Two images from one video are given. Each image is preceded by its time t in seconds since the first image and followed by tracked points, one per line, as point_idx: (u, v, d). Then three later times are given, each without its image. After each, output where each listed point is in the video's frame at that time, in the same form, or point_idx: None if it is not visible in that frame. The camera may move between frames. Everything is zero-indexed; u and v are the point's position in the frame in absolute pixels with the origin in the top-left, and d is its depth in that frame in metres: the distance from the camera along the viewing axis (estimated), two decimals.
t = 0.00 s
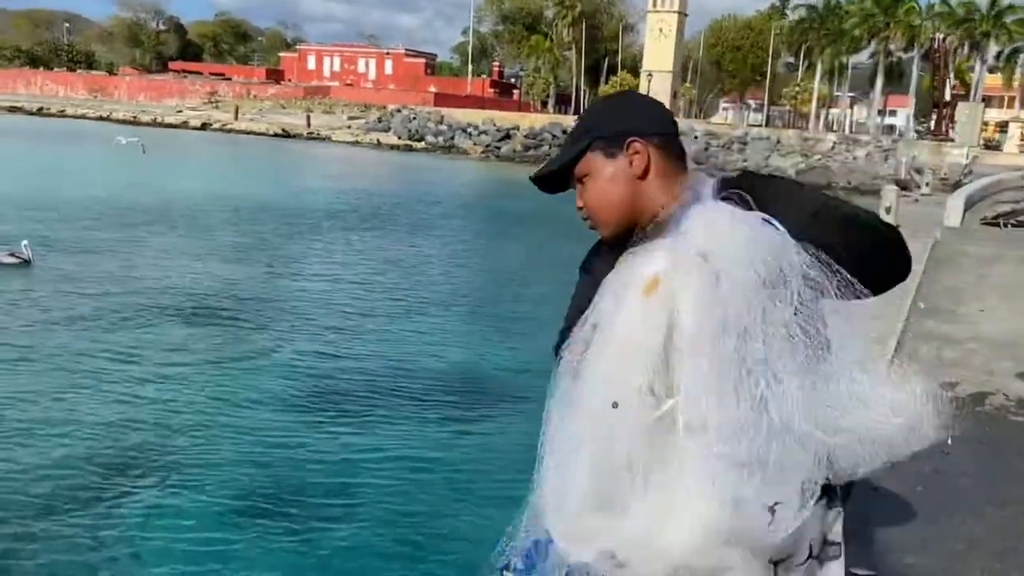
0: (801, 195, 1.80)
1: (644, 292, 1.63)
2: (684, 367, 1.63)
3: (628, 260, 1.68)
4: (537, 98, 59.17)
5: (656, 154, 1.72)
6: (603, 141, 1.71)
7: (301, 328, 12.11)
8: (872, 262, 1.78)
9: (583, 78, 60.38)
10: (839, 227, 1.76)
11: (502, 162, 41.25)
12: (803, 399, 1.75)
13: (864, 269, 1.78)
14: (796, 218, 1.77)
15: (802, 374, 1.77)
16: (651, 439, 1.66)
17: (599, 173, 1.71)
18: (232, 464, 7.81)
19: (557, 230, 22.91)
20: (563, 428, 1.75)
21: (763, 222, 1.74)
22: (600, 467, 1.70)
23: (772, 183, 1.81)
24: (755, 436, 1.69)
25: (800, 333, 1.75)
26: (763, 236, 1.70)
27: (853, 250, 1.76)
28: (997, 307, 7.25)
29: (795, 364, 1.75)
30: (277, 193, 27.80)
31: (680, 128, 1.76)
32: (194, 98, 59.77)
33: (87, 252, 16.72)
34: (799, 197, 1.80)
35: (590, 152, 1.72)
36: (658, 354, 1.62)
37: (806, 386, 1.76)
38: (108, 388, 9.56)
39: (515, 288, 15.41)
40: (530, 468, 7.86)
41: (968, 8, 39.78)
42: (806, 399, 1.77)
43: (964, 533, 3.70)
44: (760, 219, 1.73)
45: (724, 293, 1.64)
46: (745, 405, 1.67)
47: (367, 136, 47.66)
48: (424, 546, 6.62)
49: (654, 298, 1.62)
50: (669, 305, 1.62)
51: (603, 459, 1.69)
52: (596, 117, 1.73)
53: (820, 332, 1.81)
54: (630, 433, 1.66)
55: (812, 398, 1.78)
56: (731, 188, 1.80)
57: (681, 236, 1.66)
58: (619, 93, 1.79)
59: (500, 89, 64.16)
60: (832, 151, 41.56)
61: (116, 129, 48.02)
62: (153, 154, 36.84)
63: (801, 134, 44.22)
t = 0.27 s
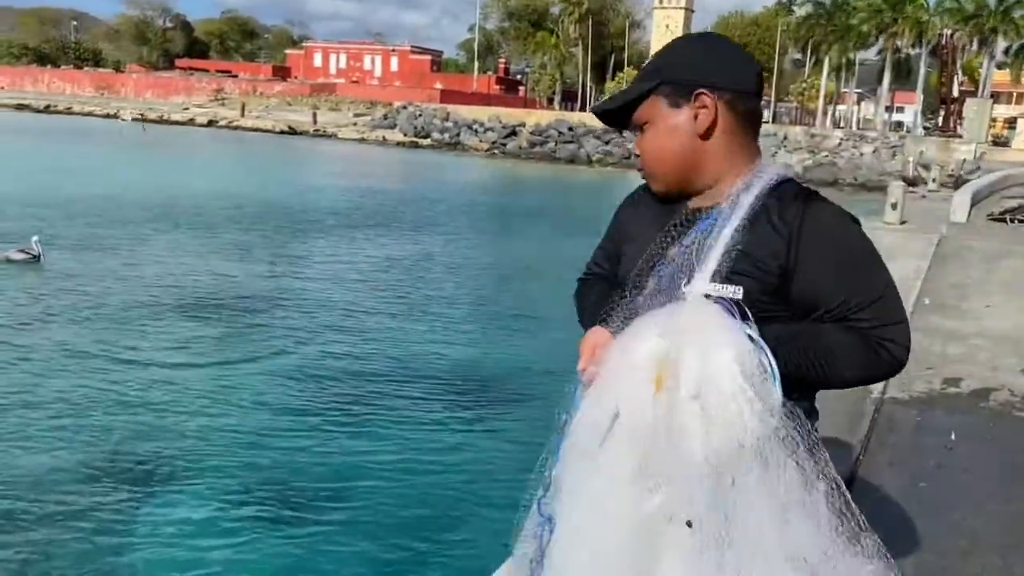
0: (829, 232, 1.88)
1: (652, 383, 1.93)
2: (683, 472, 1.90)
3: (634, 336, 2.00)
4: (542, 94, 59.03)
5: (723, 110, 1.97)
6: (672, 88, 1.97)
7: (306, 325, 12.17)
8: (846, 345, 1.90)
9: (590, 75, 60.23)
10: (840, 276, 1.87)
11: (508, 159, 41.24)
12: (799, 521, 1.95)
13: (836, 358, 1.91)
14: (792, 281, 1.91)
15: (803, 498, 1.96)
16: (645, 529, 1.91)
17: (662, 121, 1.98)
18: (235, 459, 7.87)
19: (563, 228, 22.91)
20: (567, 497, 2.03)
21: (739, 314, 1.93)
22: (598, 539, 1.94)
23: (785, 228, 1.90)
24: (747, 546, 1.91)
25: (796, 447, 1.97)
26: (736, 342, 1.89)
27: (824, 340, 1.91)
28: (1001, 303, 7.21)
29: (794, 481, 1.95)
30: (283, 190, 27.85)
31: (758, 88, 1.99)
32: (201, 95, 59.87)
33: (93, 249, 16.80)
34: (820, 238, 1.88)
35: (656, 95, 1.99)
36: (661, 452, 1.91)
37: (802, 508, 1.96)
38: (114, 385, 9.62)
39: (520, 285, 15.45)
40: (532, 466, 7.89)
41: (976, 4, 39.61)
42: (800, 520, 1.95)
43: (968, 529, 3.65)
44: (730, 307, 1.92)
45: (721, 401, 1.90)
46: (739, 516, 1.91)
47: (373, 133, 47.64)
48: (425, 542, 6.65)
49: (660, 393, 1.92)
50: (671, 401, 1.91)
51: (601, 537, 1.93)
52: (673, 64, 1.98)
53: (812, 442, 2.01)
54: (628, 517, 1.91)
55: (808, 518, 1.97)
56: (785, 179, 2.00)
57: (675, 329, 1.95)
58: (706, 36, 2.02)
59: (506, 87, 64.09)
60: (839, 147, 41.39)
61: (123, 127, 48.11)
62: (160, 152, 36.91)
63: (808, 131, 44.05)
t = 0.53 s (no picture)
0: (841, 235, 1.73)
1: (626, 396, 1.86)
2: (658, 491, 1.83)
3: (617, 348, 1.92)
4: (544, 92, 59.01)
5: (738, 112, 1.87)
6: (685, 89, 1.88)
7: (307, 324, 12.15)
8: (855, 353, 1.75)
9: (591, 73, 60.18)
10: (856, 278, 1.72)
11: (510, 157, 41.23)
12: (788, 540, 1.84)
13: (843, 361, 1.76)
14: (798, 281, 1.78)
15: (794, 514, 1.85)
16: (628, 551, 1.88)
17: (675, 125, 1.90)
18: (236, 460, 7.85)
19: (564, 226, 22.88)
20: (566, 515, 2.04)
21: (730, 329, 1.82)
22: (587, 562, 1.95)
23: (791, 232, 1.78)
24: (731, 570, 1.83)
25: (786, 459, 1.85)
26: (715, 355, 1.77)
27: (832, 345, 1.76)
28: (1003, 299, 7.19)
29: (781, 498, 1.85)
30: (285, 189, 27.83)
31: (779, 85, 1.87)
32: (203, 94, 59.88)
33: (95, 249, 16.80)
34: (826, 236, 1.74)
35: (670, 98, 1.90)
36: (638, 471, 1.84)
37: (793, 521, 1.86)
38: (115, 385, 9.61)
39: (522, 284, 15.43)
40: (532, 467, 7.86)
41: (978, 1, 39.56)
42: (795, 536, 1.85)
43: (968, 522, 3.68)
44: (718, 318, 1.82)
45: (697, 417, 1.79)
46: (715, 539, 1.83)
47: (374, 132, 47.63)
48: (426, 541, 6.66)
49: (634, 406, 1.84)
50: (643, 415, 1.83)
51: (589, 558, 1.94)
52: (687, 62, 1.89)
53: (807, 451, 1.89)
54: (611, 539, 1.90)
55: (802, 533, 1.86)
56: (807, 179, 1.86)
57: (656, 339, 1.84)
58: (725, 31, 1.92)
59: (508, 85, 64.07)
60: (841, 145, 41.35)
61: (125, 126, 48.11)
62: (162, 151, 36.90)
63: (809, 128, 43.99)
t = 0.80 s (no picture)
0: (825, 194, 1.75)
1: (619, 369, 1.92)
2: (651, 463, 1.87)
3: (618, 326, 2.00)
4: (542, 90, 59.05)
5: (759, 116, 1.93)
6: (704, 100, 1.92)
7: (307, 323, 12.19)
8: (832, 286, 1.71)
9: (590, 71, 60.21)
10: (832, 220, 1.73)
11: (509, 155, 41.26)
12: (780, 508, 1.89)
13: (821, 303, 1.73)
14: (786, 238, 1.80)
15: (786, 487, 1.89)
16: (623, 525, 1.92)
17: (696, 135, 1.95)
18: (237, 460, 7.90)
19: (564, 224, 22.94)
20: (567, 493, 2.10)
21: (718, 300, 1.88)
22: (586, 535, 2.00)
23: (777, 206, 1.83)
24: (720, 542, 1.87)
25: (777, 434, 1.89)
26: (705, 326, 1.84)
27: (810, 289, 1.74)
28: (1002, 295, 7.25)
29: (774, 472, 1.89)
30: (285, 187, 27.87)
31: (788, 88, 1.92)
32: (201, 92, 59.85)
33: (96, 248, 16.87)
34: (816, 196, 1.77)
35: (688, 111, 1.95)
36: (630, 445, 1.89)
37: (784, 493, 1.90)
38: (116, 384, 9.67)
39: (522, 282, 15.45)
40: (535, 466, 7.91)
41: None
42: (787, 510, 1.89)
43: (970, 517, 3.72)
44: (705, 292, 1.90)
45: (687, 390, 1.85)
46: (695, 508, 1.87)
47: (373, 130, 47.64)
48: (425, 540, 6.70)
49: (628, 380, 1.90)
50: (636, 388, 1.89)
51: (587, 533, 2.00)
52: (701, 69, 1.92)
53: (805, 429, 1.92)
54: (605, 514, 1.94)
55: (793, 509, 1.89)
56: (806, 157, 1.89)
57: (653, 314, 1.91)
58: (737, 37, 1.96)
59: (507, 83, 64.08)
60: (839, 142, 41.42)
61: (124, 126, 48.13)
62: (161, 150, 36.92)
63: (808, 126, 44.06)
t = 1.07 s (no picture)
0: (835, 221, 1.82)
1: (626, 361, 1.95)
2: (658, 453, 1.91)
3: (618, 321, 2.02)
4: (538, 89, 59.13)
5: (758, 132, 1.96)
6: (708, 115, 1.94)
7: (307, 324, 12.20)
8: (837, 320, 1.82)
9: (585, 70, 60.32)
10: (840, 249, 1.80)
11: (505, 154, 41.33)
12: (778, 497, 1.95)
13: (823, 330, 1.84)
14: (790, 261, 1.88)
15: (788, 471, 1.96)
16: (632, 512, 1.95)
17: (700, 149, 1.98)
18: (239, 461, 7.92)
19: (561, 223, 22.99)
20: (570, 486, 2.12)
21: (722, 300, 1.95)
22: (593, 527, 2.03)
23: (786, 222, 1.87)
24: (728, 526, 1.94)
25: (777, 423, 1.95)
26: (707, 321, 1.89)
27: (810, 316, 1.85)
28: (1001, 296, 7.31)
29: (774, 457, 1.96)
30: (282, 187, 27.86)
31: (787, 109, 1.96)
32: (197, 92, 59.75)
33: (95, 248, 16.88)
34: (821, 221, 1.84)
35: (690, 128, 1.98)
36: (637, 435, 1.92)
37: (786, 479, 1.97)
38: (117, 385, 9.68)
39: (520, 282, 15.48)
40: (539, 469, 7.96)
41: None
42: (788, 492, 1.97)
43: (974, 514, 3.79)
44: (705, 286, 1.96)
45: (695, 379, 1.89)
46: (703, 495, 1.91)
47: (369, 129, 47.63)
48: (427, 542, 6.73)
49: (633, 372, 1.93)
50: (642, 378, 1.92)
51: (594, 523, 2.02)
52: (706, 89, 1.95)
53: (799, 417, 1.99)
54: (614, 504, 1.97)
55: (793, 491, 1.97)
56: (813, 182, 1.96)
57: (654, 308, 1.94)
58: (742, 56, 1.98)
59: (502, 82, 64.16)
60: (834, 142, 41.58)
61: (119, 125, 48.06)
62: (157, 150, 36.87)
63: (803, 125, 44.21)
